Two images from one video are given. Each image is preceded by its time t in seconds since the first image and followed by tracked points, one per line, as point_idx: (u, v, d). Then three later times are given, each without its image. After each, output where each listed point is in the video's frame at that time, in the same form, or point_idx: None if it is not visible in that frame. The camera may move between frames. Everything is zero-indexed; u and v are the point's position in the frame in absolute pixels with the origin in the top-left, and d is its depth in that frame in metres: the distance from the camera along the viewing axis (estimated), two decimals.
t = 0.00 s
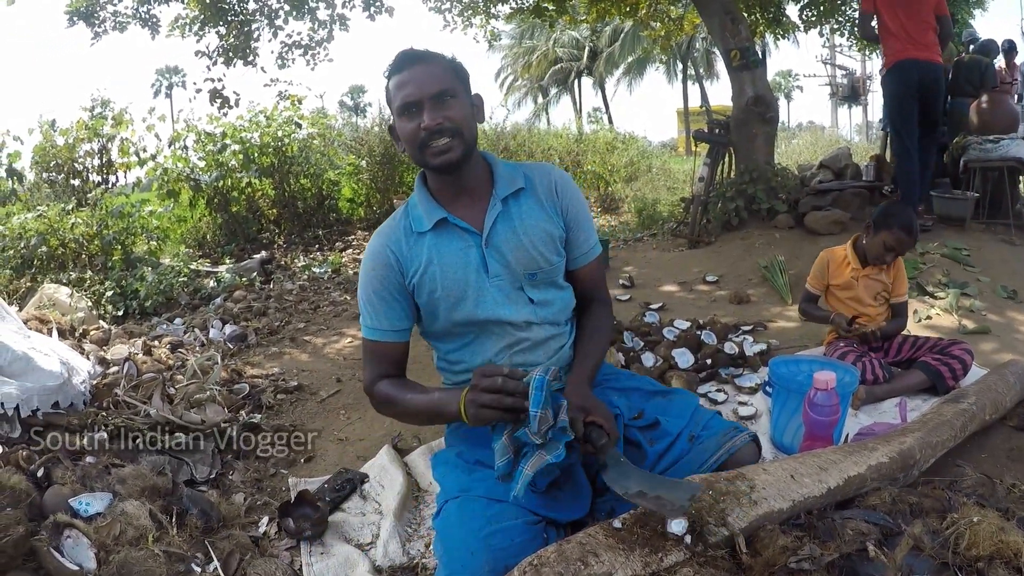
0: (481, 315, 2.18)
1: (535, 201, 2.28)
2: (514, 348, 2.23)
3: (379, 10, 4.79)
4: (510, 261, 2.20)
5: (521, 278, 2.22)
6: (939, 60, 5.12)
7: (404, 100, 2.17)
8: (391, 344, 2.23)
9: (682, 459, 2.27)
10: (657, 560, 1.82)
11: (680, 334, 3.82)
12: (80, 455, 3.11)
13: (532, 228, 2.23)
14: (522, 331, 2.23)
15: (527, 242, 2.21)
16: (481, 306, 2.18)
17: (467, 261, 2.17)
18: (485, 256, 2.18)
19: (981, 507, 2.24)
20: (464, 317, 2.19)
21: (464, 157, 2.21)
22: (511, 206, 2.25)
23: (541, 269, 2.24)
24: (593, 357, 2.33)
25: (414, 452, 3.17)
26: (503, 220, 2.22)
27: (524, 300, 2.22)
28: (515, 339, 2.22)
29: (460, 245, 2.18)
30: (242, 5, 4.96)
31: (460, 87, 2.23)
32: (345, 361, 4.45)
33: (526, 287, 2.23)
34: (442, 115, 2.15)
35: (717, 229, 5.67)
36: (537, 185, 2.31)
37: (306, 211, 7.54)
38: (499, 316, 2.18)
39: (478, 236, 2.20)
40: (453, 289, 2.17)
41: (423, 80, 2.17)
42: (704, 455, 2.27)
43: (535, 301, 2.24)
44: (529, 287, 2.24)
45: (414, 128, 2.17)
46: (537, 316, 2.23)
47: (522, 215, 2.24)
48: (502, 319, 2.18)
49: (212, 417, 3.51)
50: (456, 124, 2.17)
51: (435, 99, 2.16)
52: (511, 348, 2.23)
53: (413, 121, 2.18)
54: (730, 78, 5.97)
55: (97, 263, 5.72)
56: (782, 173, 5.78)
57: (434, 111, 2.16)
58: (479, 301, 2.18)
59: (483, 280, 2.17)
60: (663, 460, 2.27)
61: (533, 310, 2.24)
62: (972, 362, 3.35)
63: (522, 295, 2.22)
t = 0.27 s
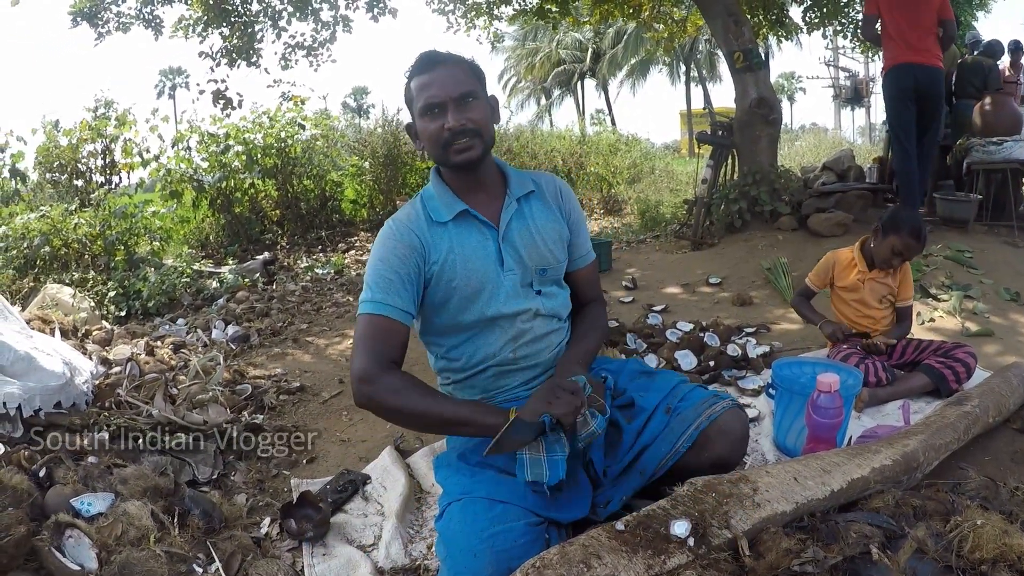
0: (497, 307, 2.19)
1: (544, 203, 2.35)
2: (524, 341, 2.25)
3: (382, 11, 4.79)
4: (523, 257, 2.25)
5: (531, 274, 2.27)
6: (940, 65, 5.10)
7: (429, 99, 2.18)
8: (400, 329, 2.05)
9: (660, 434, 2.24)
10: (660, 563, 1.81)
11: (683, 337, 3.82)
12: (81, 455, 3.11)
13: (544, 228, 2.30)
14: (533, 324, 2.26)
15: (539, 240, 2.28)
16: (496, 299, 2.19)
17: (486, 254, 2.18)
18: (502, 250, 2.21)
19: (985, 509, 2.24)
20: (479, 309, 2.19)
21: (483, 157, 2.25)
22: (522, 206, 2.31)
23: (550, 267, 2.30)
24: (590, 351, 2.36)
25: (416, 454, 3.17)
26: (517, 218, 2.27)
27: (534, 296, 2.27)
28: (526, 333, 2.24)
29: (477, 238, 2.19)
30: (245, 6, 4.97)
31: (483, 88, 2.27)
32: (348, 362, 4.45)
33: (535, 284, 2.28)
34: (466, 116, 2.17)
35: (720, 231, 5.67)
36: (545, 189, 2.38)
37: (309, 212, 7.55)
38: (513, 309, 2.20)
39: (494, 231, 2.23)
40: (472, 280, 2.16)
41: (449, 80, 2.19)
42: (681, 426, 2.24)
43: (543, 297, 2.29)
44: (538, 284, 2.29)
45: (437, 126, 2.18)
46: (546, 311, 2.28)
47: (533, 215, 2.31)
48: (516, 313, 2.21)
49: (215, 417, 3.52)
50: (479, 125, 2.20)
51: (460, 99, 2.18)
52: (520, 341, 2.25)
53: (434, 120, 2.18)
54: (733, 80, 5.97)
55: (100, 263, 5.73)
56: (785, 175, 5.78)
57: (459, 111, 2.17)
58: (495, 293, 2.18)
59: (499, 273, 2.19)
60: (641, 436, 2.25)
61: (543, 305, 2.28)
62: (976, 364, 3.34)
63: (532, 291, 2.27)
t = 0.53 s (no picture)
0: (501, 312, 2.18)
1: (557, 207, 2.32)
2: (531, 346, 2.23)
3: (383, 17, 4.78)
4: (531, 261, 2.22)
5: (539, 279, 2.24)
6: (940, 61, 5.04)
7: (437, 104, 2.18)
8: (396, 330, 2.08)
9: (656, 441, 2.18)
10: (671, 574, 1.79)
11: (689, 340, 3.80)
12: (82, 463, 3.04)
13: (554, 233, 2.27)
14: (539, 329, 2.24)
15: (548, 245, 2.25)
16: (501, 303, 2.18)
17: (491, 259, 2.18)
18: (507, 254, 2.19)
19: (998, 511, 2.22)
20: (483, 313, 2.19)
21: (492, 161, 2.24)
22: (532, 210, 2.28)
23: (559, 273, 2.27)
24: (603, 356, 2.31)
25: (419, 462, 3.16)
26: (525, 222, 2.25)
27: (541, 301, 2.25)
28: (531, 339, 2.23)
29: (482, 242, 2.19)
30: (247, 13, 4.95)
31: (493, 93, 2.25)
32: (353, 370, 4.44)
33: (543, 289, 2.26)
34: (472, 122, 2.17)
35: (724, 232, 5.65)
36: (559, 193, 2.35)
37: (311, 217, 7.54)
38: (518, 314, 2.19)
39: (501, 235, 2.21)
40: (476, 284, 2.16)
41: (459, 85, 2.18)
42: (680, 435, 2.16)
43: (551, 302, 2.27)
44: (546, 289, 2.26)
45: (444, 132, 2.19)
46: (553, 316, 2.26)
47: (544, 219, 2.28)
48: (521, 318, 2.19)
49: (216, 426, 3.51)
50: (485, 131, 2.20)
51: (468, 104, 2.18)
52: (526, 345, 2.23)
53: (442, 125, 2.19)
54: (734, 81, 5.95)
55: (102, 269, 5.71)
56: (788, 175, 5.76)
57: (466, 117, 2.17)
58: (499, 298, 2.18)
59: (504, 278, 2.18)
60: (636, 443, 2.20)
61: (550, 310, 2.26)
62: (985, 363, 3.32)
63: (539, 296, 2.25)
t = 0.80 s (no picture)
0: (512, 333, 2.17)
1: (574, 230, 2.31)
2: (541, 369, 2.22)
3: (392, 34, 4.80)
4: (545, 283, 2.21)
5: (552, 302, 2.23)
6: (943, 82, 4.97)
7: (460, 117, 2.19)
8: (397, 347, 2.09)
9: (677, 464, 2.13)
10: None
11: (697, 360, 3.78)
12: (83, 475, 3.02)
13: (570, 256, 2.26)
14: (550, 352, 2.23)
15: (562, 267, 2.24)
16: (511, 324, 2.17)
17: (503, 278, 2.17)
18: (521, 274, 2.19)
19: (1013, 535, 2.20)
20: (494, 333, 2.18)
21: (511, 178, 2.23)
22: (549, 231, 2.27)
23: (573, 297, 2.26)
24: (608, 385, 2.28)
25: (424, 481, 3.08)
26: (541, 243, 2.24)
27: (552, 323, 2.24)
28: (542, 361, 2.22)
29: (496, 260, 2.18)
30: (256, 27, 4.97)
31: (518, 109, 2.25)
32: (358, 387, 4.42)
33: (556, 311, 2.25)
34: (493, 137, 2.17)
35: (732, 252, 5.64)
36: (578, 215, 2.34)
37: (317, 232, 7.55)
38: (527, 335, 2.18)
39: (515, 255, 2.21)
40: (487, 304, 2.16)
41: (481, 99, 2.18)
42: (700, 457, 2.12)
43: (563, 326, 2.26)
44: (559, 313, 2.25)
45: (465, 145, 2.19)
46: (564, 339, 2.25)
47: (560, 241, 2.27)
48: (531, 341, 2.19)
49: (221, 440, 3.48)
50: (507, 148, 2.19)
51: (492, 119, 2.18)
52: (535, 368, 2.22)
53: (464, 138, 2.19)
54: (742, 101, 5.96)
55: (108, 280, 5.71)
56: (795, 196, 5.74)
57: (488, 131, 2.17)
58: (510, 318, 2.17)
59: (516, 299, 2.17)
60: (654, 469, 2.14)
61: (561, 332, 2.25)
62: (995, 384, 3.29)
63: (551, 318, 2.24)
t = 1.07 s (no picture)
0: (517, 335, 2.17)
1: (577, 229, 2.32)
2: (545, 371, 2.23)
3: (387, 40, 4.82)
4: (550, 283, 2.22)
5: (557, 303, 2.24)
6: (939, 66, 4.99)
7: (479, 105, 2.19)
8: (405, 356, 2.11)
9: (696, 464, 2.14)
10: None
11: (704, 354, 3.78)
12: (96, 491, 3.03)
13: (573, 256, 2.27)
14: (555, 354, 2.23)
15: (567, 267, 2.25)
16: (516, 325, 2.17)
17: (508, 280, 2.17)
18: (526, 275, 2.19)
19: None
20: (499, 335, 2.18)
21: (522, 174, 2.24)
22: (553, 231, 2.28)
23: (577, 297, 2.27)
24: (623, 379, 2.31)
25: (438, 483, 3.07)
26: (545, 243, 2.25)
27: (557, 324, 2.24)
28: (547, 363, 2.22)
29: (500, 262, 2.18)
30: (250, 41, 5.00)
31: (535, 103, 2.27)
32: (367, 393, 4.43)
33: (560, 312, 2.25)
34: (512, 130, 2.18)
35: (736, 246, 5.63)
36: (581, 215, 2.35)
37: (322, 243, 7.58)
38: (533, 337, 2.18)
39: (519, 255, 2.21)
40: (491, 306, 2.15)
41: (504, 91, 2.19)
42: (720, 457, 2.14)
43: (567, 325, 2.27)
44: (563, 312, 2.26)
45: (481, 134, 2.19)
46: (569, 339, 2.25)
47: (563, 241, 2.28)
48: (536, 342, 2.19)
49: (230, 450, 3.50)
50: (523, 143, 2.20)
51: (512, 112, 2.19)
52: (540, 370, 2.22)
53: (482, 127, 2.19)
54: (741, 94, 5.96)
55: (114, 300, 5.75)
56: (799, 187, 5.75)
57: (506, 124, 2.18)
58: (515, 321, 2.17)
59: (521, 300, 2.17)
60: (675, 469, 2.15)
61: (566, 333, 2.25)
62: (1005, 370, 3.27)
63: (556, 319, 2.24)
